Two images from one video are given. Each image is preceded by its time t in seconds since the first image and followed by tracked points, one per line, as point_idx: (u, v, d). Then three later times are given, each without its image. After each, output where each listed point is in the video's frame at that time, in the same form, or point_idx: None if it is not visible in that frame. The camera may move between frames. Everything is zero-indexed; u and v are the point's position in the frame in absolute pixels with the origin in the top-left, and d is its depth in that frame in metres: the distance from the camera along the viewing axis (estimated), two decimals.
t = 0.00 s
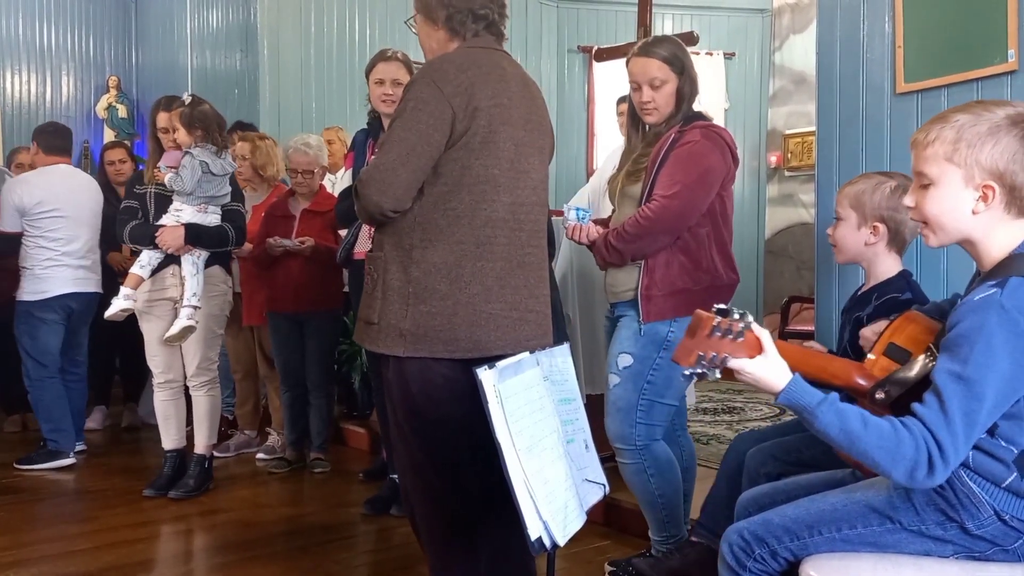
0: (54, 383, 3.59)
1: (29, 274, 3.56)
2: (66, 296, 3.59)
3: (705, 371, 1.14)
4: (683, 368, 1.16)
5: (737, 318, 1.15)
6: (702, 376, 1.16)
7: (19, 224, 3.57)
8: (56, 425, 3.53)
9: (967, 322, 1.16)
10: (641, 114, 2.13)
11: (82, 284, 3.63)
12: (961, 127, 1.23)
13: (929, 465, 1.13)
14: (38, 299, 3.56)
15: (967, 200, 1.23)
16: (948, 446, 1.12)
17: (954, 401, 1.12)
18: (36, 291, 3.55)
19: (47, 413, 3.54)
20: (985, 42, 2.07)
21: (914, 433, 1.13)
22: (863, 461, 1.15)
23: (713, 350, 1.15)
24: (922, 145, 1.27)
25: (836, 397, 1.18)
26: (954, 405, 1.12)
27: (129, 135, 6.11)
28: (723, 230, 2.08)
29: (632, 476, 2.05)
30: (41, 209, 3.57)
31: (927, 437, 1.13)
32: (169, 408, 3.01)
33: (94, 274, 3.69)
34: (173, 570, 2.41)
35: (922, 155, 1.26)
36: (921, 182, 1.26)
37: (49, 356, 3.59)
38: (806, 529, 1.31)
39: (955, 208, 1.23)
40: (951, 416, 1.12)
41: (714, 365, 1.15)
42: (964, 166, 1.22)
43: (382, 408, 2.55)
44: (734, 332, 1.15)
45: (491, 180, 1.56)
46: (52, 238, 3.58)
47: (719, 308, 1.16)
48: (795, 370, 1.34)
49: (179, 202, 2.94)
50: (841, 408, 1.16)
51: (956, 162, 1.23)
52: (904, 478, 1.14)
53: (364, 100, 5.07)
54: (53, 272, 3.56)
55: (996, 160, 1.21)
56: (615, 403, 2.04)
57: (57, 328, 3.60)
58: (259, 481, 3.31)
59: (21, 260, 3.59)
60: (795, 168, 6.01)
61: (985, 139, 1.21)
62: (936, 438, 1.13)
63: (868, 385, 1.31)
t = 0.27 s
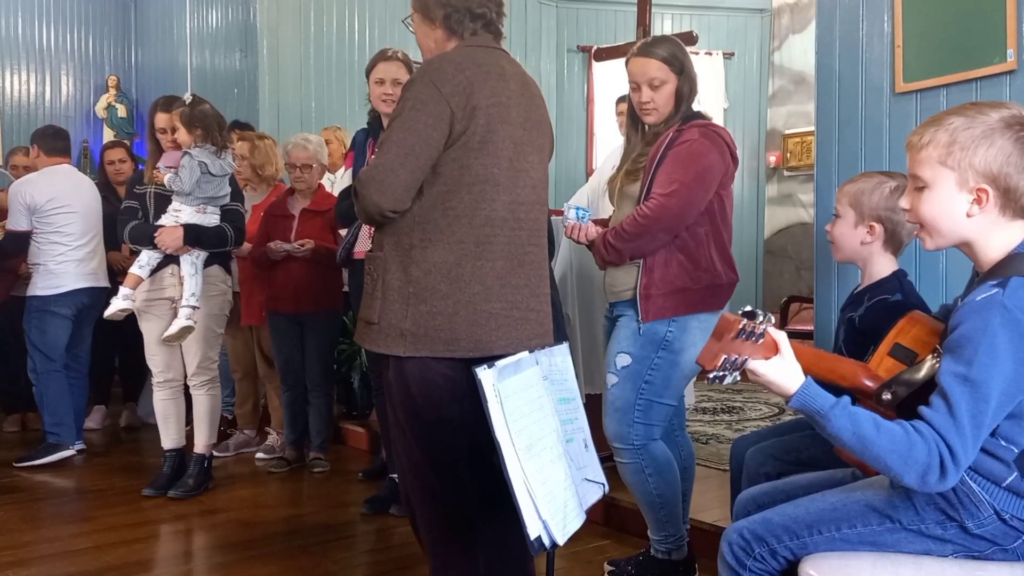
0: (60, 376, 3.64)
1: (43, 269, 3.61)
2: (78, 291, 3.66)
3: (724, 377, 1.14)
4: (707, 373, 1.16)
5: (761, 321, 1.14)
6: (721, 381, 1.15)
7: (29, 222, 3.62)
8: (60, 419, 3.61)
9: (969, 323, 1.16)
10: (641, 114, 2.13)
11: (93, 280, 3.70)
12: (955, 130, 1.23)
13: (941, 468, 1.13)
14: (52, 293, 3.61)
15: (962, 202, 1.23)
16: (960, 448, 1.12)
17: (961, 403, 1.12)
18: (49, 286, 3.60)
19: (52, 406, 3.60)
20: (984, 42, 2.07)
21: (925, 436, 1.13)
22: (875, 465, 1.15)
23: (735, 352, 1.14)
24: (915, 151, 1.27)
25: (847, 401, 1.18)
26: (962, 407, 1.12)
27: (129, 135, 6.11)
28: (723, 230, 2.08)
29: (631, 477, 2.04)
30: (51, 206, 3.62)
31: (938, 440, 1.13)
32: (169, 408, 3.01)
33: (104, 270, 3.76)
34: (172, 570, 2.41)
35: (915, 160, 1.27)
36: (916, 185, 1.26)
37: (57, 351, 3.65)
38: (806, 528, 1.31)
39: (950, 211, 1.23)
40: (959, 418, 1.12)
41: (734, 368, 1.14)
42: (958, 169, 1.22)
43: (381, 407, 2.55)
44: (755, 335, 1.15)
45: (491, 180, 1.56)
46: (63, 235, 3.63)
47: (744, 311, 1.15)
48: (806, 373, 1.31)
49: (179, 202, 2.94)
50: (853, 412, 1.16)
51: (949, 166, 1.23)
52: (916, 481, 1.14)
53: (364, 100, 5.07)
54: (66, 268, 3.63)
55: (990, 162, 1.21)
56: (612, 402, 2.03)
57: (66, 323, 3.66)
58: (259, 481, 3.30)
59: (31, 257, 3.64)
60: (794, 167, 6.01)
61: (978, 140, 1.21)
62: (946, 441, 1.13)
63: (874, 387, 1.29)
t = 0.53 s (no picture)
0: (60, 372, 3.66)
1: (48, 266, 3.63)
2: (82, 288, 3.69)
3: (723, 382, 1.15)
4: (705, 380, 1.17)
5: (756, 327, 1.17)
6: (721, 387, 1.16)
7: (32, 221, 3.63)
8: (60, 414, 3.63)
9: (966, 323, 1.16)
10: (641, 113, 2.13)
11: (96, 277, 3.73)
12: (952, 128, 1.23)
13: (942, 468, 1.13)
14: (58, 289, 3.64)
15: (957, 201, 1.23)
16: (961, 448, 1.12)
17: (960, 403, 1.12)
18: (53, 283, 3.63)
19: (53, 402, 3.64)
20: (984, 42, 2.07)
21: (926, 437, 1.13)
22: (876, 468, 1.15)
23: (732, 358, 1.16)
24: (913, 151, 1.27)
25: (846, 405, 1.18)
26: (961, 407, 1.12)
27: (128, 134, 6.11)
28: (723, 228, 2.08)
29: (625, 472, 2.03)
30: (56, 205, 3.64)
31: (939, 441, 1.13)
32: (168, 407, 3.01)
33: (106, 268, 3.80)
34: (171, 570, 2.41)
35: (914, 158, 1.27)
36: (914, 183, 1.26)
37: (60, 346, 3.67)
38: (805, 528, 1.31)
39: (946, 211, 1.24)
40: (959, 418, 1.12)
41: (732, 374, 1.16)
42: (953, 168, 1.22)
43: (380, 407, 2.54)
44: (752, 342, 1.16)
45: (490, 181, 1.56)
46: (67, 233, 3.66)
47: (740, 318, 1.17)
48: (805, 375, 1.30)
49: (178, 202, 2.94)
50: (852, 416, 1.16)
51: (945, 164, 1.23)
52: (918, 483, 1.14)
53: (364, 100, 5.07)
54: (70, 265, 3.65)
55: (986, 161, 1.20)
56: (607, 398, 2.03)
57: (69, 319, 3.68)
58: (258, 481, 3.30)
59: (34, 255, 3.66)
60: (793, 167, 6.01)
61: (975, 140, 1.21)
62: (947, 441, 1.12)
63: (873, 389, 1.29)
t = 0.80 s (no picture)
0: (59, 372, 3.67)
1: (47, 266, 3.64)
2: (81, 287, 3.70)
3: (715, 385, 1.15)
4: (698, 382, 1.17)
5: (748, 328, 1.16)
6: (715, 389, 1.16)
7: (32, 220, 3.63)
8: (60, 414, 3.64)
9: (961, 320, 1.16)
10: (642, 110, 2.13)
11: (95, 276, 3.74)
12: (951, 126, 1.23)
13: (939, 465, 1.13)
14: (57, 289, 3.65)
15: (944, 197, 1.23)
16: (957, 444, 1.12)
17: (956, 399, 1.12)
18: (53, 282, 3.64)
19: (52, 402, 3.65)
20: (983, 41, 2.07)
21: (921, 434, 1.13)
22: (872, 466, 1.14)
23: (724, 361, 1.16)
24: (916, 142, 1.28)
25: (838, 405, 1.18)
26: (958, 403, 1.12)
27: (127, 134, 6.10)
28: (723, 227, 2.07)
29: (633, 472, 2.05)
30: (57, 204, 3.64)
31: (935, 438, 1.13)
32: (167, 407, 3.01)
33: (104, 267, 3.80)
34: (169, 570, 2.41)
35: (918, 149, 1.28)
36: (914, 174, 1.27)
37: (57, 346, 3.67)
38: (804, 527, 1.31)
39: (934, 206, 1.24)
40: (955, 414, 1.12)
41: (725, 377, 1.16)
42: (944, 163, 1.22)
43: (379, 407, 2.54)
44: (744, 343, 1.16)
45: (490, 182, 1.56)
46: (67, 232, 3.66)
47: (732, 320, 1.17)
48: (800, 377, 1.31)
49: (178, 202, 2.93)
50: (846, 416, 1.16)
51: (938, 158, 1.23)
52: (915, 481, 1.14)
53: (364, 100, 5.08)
54: (69, 264, 3.66)
55: (973, 161, 1.20)
56: (615, 400, 2.05)
57: (68, 319, 3.69)
58: (258, 480, 3.30)
59: (34, 254, 3.66)
60: (792, 167, 6.00)
61: (967, 140, 1.21)
62: (943, 438, 1.12)
63: (868, 388, 1.29)
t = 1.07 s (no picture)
0: (57, 376, 3.71)
1: (40, 268, 3.65)
2: (72, 290, 3.69)
3: (713, 389, 1.15)
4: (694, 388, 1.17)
5: (747, 333, 1.19)
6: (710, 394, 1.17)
7: (26, 222, 3.62)
8: (58, 416, 3.64)
9: (957, 318, 1.16)
10: (647, 105, 2.12)
11: (88, 279, 3.74)
12: (951, 125, 1.23)
13: (927, 460, 1.12)
14: (49, 292, 3.66)
15: (949, 194, 1.23)
16: (946, 441, 1.11)
17: (946, 395, 1.12)
18: (44, 285, 3.65)
19: (50, 405, 3.65)
20: (982, 41, 2.07)
21: (907, 431, 1.12)
22: (858, 466, 1.14)
23: (721, 365, 1.16)
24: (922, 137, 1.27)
25: (820, 411, 1.18)
26: (947, 399, 1.11)
27: (127, 133, 6.09)
28: (721, 222, 2.07)
29: (652, 467, 2.06)
30: (50, 205, 3.63)
31: (923, 433, 1.12)
32: (166, 406, 3.01)
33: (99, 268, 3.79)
34: (168, 569, 2.41)
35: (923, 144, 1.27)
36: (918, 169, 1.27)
37: (54, 349, 3.70)
38: (802, 526, 1.31)
39: (938, 203, 1.24)
40: (944, 410, 1.11)
41: (721, 381, 1.16)
42: (951, 159, 1.22)
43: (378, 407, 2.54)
44: (742, 346, 1.17)
45: (490, 182, 1.56)
46: (60, 234, 3.65)
47: (727, 325, 1.19)
48: (800, 379, 1.29)
49: (177, 202, 2.93)
50: (827, 421, 1.16)
51: (945, 154, 1.22)
52: (904, 478, 1.13)
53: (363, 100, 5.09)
54: (61, 267, 3.66)
55: (982, 158, 1.20)
56: (638, 396, 2.05)
57: (64, 321, 3.72)
58: (257, 479, 3.30)
59: (27, 255, 3.67)
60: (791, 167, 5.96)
61: (975, 136, 1.20)
62: (931, 433, 1.12)
63: (867, 389, 1.28)
